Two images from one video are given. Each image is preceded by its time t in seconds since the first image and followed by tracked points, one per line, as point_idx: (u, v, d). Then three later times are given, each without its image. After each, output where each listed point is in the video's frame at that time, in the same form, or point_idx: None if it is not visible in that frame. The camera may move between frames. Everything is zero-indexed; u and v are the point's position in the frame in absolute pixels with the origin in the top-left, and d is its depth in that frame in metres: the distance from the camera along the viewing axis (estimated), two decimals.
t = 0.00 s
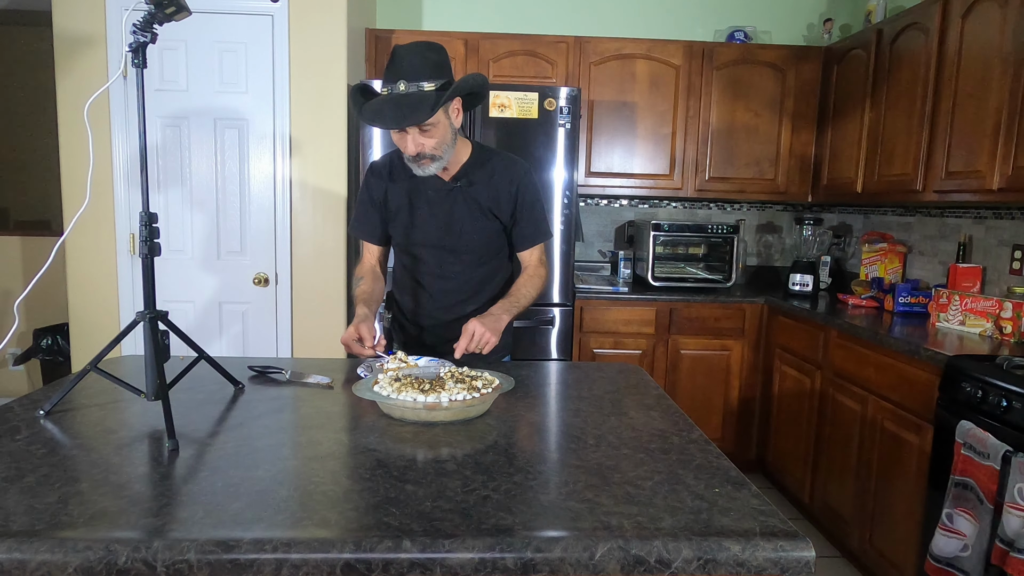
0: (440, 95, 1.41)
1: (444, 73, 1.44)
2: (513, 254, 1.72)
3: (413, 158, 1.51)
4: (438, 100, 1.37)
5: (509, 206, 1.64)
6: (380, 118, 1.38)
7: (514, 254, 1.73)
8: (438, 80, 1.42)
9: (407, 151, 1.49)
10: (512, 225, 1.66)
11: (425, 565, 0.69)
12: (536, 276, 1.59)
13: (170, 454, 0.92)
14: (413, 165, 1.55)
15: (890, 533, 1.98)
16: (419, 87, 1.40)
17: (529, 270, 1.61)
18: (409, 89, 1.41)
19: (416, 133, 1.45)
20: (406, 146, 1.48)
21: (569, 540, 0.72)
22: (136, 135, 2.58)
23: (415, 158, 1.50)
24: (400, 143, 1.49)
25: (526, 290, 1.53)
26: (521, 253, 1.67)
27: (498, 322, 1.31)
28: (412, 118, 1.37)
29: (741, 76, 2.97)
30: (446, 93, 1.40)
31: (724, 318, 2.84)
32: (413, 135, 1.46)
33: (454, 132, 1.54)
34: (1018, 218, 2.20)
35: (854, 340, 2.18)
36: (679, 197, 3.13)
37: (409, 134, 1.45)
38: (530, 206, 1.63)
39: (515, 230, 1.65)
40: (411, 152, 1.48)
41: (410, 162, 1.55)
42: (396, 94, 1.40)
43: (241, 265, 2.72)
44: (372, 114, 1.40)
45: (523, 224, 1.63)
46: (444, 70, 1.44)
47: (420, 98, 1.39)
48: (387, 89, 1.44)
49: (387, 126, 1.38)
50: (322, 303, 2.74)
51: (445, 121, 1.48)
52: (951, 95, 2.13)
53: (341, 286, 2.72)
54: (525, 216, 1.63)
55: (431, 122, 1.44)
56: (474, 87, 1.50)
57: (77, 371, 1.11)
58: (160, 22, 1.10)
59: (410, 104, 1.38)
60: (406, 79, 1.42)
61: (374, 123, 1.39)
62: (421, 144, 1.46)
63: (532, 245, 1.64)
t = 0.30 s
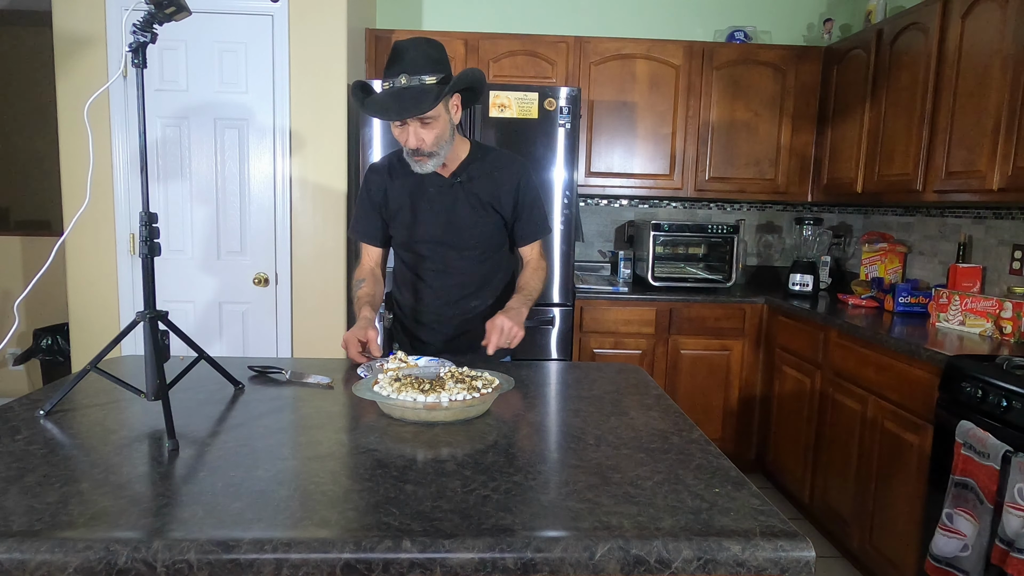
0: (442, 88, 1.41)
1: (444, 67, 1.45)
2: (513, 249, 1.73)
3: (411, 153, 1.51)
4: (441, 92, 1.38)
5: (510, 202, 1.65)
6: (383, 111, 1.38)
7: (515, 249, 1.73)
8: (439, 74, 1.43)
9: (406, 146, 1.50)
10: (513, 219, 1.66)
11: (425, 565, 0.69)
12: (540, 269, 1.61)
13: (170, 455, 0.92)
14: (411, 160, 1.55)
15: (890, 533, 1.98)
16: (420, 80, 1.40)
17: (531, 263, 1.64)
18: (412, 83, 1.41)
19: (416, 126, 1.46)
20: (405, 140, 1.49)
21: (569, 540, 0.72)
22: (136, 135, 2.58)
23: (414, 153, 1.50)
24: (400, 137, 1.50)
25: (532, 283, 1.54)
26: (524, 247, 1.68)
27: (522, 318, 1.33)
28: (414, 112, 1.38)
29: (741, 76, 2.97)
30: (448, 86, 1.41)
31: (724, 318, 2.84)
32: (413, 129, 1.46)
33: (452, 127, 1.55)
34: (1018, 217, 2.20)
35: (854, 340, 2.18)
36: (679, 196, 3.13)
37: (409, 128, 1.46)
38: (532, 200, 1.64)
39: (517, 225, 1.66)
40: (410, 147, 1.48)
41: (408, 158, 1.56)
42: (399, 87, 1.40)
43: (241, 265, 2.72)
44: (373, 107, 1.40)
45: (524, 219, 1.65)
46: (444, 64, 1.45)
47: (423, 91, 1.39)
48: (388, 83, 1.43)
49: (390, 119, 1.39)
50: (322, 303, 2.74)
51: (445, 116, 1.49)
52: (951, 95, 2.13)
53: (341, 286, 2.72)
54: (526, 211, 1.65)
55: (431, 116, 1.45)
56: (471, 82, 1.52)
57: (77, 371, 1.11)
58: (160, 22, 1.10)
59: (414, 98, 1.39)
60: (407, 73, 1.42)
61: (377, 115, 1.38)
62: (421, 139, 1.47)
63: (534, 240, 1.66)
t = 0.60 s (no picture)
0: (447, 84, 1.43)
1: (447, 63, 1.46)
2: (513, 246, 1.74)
3: (418, 149, 1.52)
4: (448, 87, 1.40)
5: (512, 200, 1.66)
6: (391, 106, 1.40)
7: (514, 248, 1.74)
8: (444, 69, 1.45)
9: (412, 141, 1.51)
10: (514, 216, 1.67)
11: (425, 565, 0.69)
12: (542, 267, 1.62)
13: (170, 454, 0.92)
14: (417, 156, 1.56)
15: (890, 533, 1.98)
16: (426, 76, 1.42)
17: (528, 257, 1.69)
18: (417, 77, 1.42)
19: (421, 121, 1.47)
20: (411, 135, 1.50)
21: (569, 540, 0.72)
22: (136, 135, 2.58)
23: (421, 146, 1.51)
24: (405, 133, 1.50)
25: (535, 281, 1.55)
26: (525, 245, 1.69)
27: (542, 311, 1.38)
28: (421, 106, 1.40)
29: (741, 76, 2.97)
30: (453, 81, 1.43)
31: (724, 318, 2.84)
32: (419, 123, 1.47)
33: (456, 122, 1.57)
34: (1018, 217, 2.21)
35: (855, 340, 2.18)
36: (679, 196, 3.13)
37: (414, 123, 1.47)
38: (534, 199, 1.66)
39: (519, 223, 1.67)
40: (418, 141, 1.49)
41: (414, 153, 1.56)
42: (405, 82, 1.41)
43: (241, 265, 2.72)
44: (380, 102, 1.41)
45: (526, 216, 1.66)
46: (447, 59, 1.47)
47: (429, 87, 1.41)
48: (392, 79, 1.44)
49: (397, 113, 1.40)
50: (322, 303, 2.74)
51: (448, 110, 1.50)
52: (951, 95, 2.13)
53: (341, 286, 2.72)
54: (528, 208, 1.66)
55: (434, 110, 1.46)
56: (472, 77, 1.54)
57: (77, 371, 1.11)
58: (160, 22, 1.10)
59: (420, 92, 1.41)
60: (412, 68, 1.43)
61: (385, 110, 1.40)
62: (428, 132, 1.48)
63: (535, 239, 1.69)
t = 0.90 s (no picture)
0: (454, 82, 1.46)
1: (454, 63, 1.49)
2: (511, 246, 1.73)
3: (421, 147, 1.52)
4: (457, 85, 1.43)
5: (512, 200, 1.67)
6: (400, 101, 1.41)
7: (512, 249, 1.75)
8: (451, 69, 1.47)
9: (416, 140, 1.51)
10: (514, 217, 1.68)
11: (425, 565, 0.69)
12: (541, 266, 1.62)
13: (170, 455, 0.92)
14: (418, 155, 1.56)
15: (890, 533, 1.98)
16: (434, 74, 1.44)
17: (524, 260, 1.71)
18: (425, 75, 1.44)
19: (426, 118, 1.48)
20: (416, 133, 1.50)
21: (569, 540, 0.72)
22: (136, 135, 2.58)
23: (424, 145, 1.52)
24: (409, 130, 1.51)
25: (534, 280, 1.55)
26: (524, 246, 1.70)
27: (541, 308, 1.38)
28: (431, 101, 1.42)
29: (741, 76, 2.97)
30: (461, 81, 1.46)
31: (724, 319, 2.84)
32: (425, 121, 1.48)
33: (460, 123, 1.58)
34: (1018, 218, 2.20)
35: (855, 340, 2.18)
36: (679, 196, 3.13)
37: (420, 120, 1.48)
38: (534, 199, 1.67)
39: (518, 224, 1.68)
40: (421, 138, 1.50)
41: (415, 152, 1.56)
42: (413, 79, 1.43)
43: (241, 265, 2.72)
44: (389, 97, 1.43)
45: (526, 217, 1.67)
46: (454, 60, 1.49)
47: (438, 84, 1.43)
48: (399, 75, 1.45)
49: (406, 108, 1.42)
50: (321, 303, 2.74)
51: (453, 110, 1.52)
52: (951, 95, 2.13)
53: (341, 286, 2.72)
54: (528, 208, 1.68)
55: (440, 108, 1.47)
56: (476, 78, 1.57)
57: (77, 371, 1.11)
58: (160, 22, 1.10)
59: (429, 89, 1.42)
60: (420, 65, 1.44)
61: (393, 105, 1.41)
62: (433, 130, 1.49)
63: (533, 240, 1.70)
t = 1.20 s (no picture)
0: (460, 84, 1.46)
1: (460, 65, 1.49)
2: (509, 247, 1.73)
3: (423, 147, 1.52)
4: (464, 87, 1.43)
5: (511, 201, 1.67)
6: (406, 101, 1.41)
7: (510, 250, 1.75)
8: (457, 71, 1.47)
9: (419, 140, 1.51)
10: (513, 217, 1.68)
11: (425, 565, 0.69)
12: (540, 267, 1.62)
13: (170, 454, 0.92)
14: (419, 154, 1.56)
15: (890, 533, 1.98)
16: (441, 75, 1.44)
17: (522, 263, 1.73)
18: (431, 76, 1.44)
19: (431, 119, 1.48)
20: (419, 133, 1.50)
21: (569, 540, 0.72)
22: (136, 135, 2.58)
23: (426, 145, 1.52)
24: (413, 130, 1.51)
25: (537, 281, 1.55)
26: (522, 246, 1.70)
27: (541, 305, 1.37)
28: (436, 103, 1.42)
29: (741, 76, 2.97)
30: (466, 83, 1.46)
31: (724, 319, 2.84)
32: (429, 122, 1.48)
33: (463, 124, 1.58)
34: (1018, 218, 2.20)
35: (855, 340, 2.18)
36: (679, 197, 3.13)
37: (424, 120, 1.48)
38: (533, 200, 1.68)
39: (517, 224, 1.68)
40: (425, 139, 1.50)
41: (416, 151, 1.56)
42: (419, 80, 1.43)
43: (241, 265, 2.72)
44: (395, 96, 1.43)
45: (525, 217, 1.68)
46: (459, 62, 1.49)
47: (445, 85, 1.43)
48: (405, 75, 1.45)
49: (411, 108, 1.42)
50: (321, 303, 2.74)
51: (456, 111, 1.52)
52: (951, 95, 2.13)
53: (341, 286, 2.72)
54: (527, 209, 1.68)
55: (445, 109, 1.47)
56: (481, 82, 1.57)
57: (77, 371, 1.11)
58: (160, 22, 1.10)
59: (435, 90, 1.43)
60: (426, 66, 1.44)
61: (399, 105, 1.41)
62: (436, 132, 1.49)
63: (532, 242, 1.71)
